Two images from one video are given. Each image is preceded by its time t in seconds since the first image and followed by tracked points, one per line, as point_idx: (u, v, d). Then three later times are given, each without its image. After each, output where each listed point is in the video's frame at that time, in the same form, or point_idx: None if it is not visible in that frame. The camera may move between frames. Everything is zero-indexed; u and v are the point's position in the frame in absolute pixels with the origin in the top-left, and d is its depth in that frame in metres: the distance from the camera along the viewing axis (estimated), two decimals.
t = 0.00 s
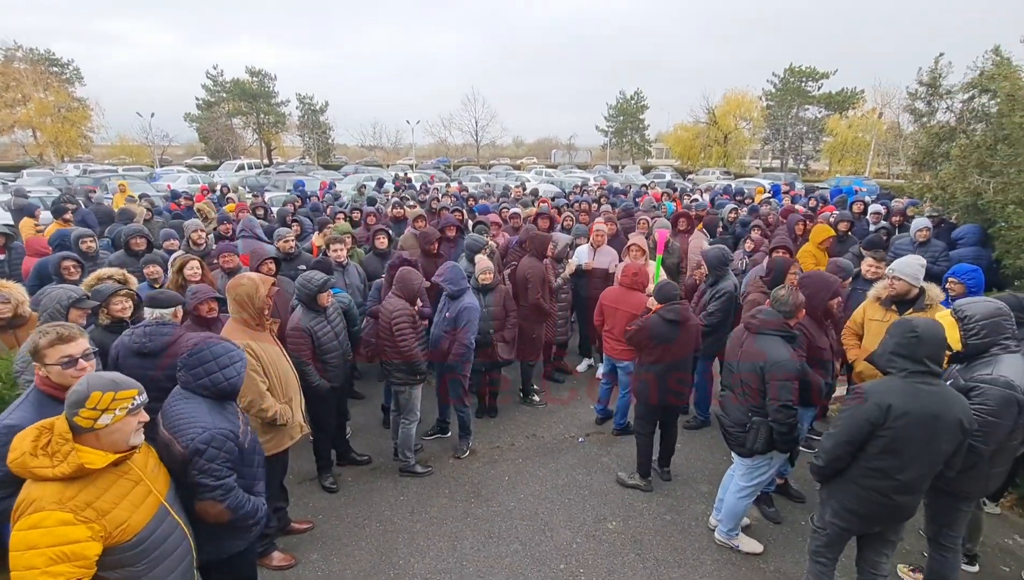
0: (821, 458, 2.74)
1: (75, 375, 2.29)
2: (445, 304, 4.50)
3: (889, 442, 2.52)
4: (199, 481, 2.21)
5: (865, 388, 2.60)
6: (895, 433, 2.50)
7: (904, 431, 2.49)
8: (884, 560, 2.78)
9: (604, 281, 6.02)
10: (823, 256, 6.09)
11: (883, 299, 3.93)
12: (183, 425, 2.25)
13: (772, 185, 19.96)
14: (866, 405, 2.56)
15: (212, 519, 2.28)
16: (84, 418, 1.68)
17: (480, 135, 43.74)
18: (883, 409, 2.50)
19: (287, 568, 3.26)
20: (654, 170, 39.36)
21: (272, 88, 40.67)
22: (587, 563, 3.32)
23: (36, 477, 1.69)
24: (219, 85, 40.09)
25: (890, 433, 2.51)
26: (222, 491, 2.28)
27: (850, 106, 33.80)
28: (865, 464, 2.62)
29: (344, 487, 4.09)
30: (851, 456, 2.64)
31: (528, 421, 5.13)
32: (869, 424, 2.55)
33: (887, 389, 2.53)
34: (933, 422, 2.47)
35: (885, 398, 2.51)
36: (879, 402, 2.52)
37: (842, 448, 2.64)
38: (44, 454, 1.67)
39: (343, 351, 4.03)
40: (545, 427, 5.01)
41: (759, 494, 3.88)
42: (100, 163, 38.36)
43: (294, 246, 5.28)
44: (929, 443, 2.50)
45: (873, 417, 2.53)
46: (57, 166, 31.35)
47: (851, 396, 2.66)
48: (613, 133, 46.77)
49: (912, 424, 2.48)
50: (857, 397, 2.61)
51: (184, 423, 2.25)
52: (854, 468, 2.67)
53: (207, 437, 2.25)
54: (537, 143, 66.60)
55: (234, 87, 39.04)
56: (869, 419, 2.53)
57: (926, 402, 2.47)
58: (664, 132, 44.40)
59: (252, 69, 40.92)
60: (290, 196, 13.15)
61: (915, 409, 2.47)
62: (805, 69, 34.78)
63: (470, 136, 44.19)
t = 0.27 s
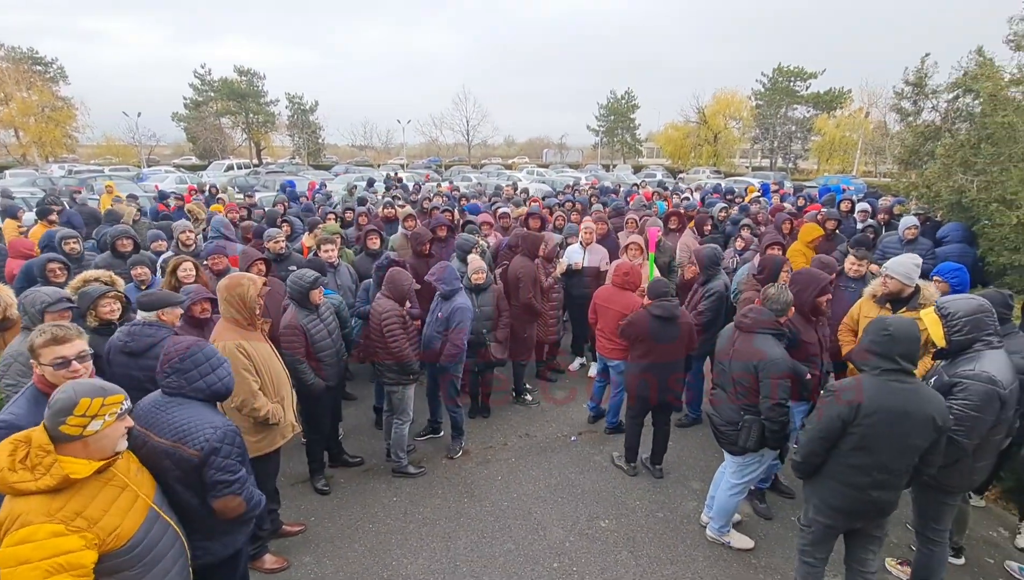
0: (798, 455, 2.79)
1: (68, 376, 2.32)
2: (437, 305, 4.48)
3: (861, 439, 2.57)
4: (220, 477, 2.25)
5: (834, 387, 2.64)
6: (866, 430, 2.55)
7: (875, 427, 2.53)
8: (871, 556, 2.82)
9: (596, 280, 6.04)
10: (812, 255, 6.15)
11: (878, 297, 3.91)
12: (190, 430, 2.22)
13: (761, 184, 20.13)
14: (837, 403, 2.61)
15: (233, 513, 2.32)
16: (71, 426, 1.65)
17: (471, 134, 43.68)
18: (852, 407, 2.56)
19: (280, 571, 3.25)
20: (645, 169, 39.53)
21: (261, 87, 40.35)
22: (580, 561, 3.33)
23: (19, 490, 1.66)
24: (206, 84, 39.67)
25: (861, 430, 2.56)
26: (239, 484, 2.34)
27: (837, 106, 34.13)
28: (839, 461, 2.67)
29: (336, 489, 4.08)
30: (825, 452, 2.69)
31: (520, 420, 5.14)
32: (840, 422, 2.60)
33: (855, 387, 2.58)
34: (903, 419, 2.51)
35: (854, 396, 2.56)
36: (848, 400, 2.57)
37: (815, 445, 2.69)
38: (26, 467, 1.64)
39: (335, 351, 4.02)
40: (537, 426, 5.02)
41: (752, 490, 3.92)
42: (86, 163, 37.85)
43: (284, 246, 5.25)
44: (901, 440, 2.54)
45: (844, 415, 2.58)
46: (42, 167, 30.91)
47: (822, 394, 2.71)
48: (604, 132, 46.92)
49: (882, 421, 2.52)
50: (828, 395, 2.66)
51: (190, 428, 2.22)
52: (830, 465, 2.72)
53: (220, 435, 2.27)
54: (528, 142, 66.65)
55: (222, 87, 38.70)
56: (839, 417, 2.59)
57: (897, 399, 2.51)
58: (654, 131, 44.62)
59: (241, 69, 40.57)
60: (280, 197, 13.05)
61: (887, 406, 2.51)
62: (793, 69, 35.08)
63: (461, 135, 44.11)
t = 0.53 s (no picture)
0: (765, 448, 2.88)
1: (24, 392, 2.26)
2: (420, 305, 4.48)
3: (822, 430, 2.65)
4: (221, 426, 2.58)
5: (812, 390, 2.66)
6: (826, 421, 2.63)
7: (834, 419, 2.61)
8: (844, 548, 2.88)
9: (580, 280, 6.07)
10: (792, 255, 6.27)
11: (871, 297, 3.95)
12: (163, 403, 2.41)
13: (743, 185, 20.43)
14: (796, 396, 2.71)
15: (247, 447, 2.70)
16: (50, 422, 1.67)
17: (455, 135, 43.59)
18: (810, 399, 2.65)
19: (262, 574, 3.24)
20: (630, 170, 39.86)
21: (242, 86, 39.78)
22: (563, 559, 3.36)
23: None
24: (186, 84, 39.08)
25: (820, 422, 2.64)
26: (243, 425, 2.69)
27: (816, 108, 34.76)
28: (804, 453, 2.75)
29: (318, 492, 4.04)
30: (791, 445, 2.77)
31: (505, 420, 5.15)
32: (800, 414, 2.69)
33: (830, 382, 2.62)
34: (859, 410, 2.59)
35: (811, 388, 2.66)
36: (807, 393, 2.66)
37: (780, 438, 2.78)
38: None
39: (320, 352, 4.00)
40: (520, 426, 5.03)
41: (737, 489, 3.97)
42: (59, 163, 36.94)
43: (265, 247, 5.20)
44: (861, 429, 2.61)
45: (803, 407, 2.67)
46: (14, 167, 30.11)
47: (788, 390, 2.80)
48: (588, 133, 47.16)
49: (839, 412, 2.60)
50: (790, 389, 2.76)
51: (166, 400, 2.42)
52: (796, 457, 2.79)
53: (208, 395, 2.53)
54: (513, 143, 66.72)
55: (202, 86, 38.10)
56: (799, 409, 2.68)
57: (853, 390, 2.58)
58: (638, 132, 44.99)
59: (220, 67, 39.96)
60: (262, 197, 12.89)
61: (845, 398, 2.58)
62: (773, 72, 35.62)
63: (446, 136, 43.98)
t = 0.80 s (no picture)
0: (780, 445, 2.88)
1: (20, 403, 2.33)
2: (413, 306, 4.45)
3: (839, 428, 2.65)
4: (228, 424, 2.59)
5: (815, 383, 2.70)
6: (844, 419, 2.62)
7: (851, 417, 2.61)
8: (849, 546, 2.88)
9: (579, 280, 6.07)
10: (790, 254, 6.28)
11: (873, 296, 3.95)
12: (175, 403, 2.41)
13: (741, 183, 20.45)
14: (815, 394, 2.69)
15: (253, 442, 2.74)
16: (62, 414, 1.82)
17: (453, 135, 43.57)
18: (829, 397, 2.63)
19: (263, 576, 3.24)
20: (628, 169, 39.86)
21: (240, 88, 39.75)
22: (564, 560, 3.36)
23: None
24: (184, 86, 39.07)
25: (838, 420, 2.63)
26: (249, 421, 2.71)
27: (814, 106, 34.78)
28: (819, 450, 2.74)
29: (319, 494, 4.05)
30: (806, 442, 2.77)
31: (504, 421, 5.15)
32: (818, 411, 2.68)
33: (831, 381, 2.63)
34: (877, 409, 2.58)
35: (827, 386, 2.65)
36: (826, 391, 2.64)
37: (796, 434, 2.77)
38: None
39: (320, 354, 3.99)
40: (522, 427, 5.04)
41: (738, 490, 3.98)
42: (57, 166, 36.89)
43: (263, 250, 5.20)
44: (878, 428, 2.60)
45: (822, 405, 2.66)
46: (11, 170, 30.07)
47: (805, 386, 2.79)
48: (587, 133, 47.18)
49: (858, 411, 2.59)
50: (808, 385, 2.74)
51: (177, 398, 2.42)
52: (810, 454, 2.79)
53: (218, 394, 2.54)
54: (511, 143, 66.74)
55: (200, 88, 38.07)
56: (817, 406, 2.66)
57: (873, 389, 2.57)
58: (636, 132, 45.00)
59: (218, 69, 39.91)
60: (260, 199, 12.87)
61: (864, 396, 2.57)
62: (771, 70, 35.62)
63: (444, 136, 43.96)
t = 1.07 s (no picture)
0: (784, 443, 2.86)
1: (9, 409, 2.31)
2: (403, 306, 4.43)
3: (845, 426, 2.62)
4: (201, 431, 2.58)
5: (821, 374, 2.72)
6: (850, 417, 2.60)
7: (857, 415, 2.58)
8: (849, 545, 2.86)
9: (576, 279, 6.05)
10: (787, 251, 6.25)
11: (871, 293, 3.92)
12: (148, 411, 2.40)
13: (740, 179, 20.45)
14: (822, 391, 2.66)
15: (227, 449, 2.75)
16: (64, 415, 1.97)
17: (451, 134, 43.51)
18: (838, 393, 2.60)
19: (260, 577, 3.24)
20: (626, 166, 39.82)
21: (236, 89, 39.66)
22: (562, 562, 3.34)
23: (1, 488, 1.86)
24: (180, 88, 39.00)
25: (846, 416, 2.60)
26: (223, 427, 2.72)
27: (811, 101, 34.76)
28: (825, 447, 2.72)
29: (316, 497, 4.03)
30: (811, 440, 2.75)
31: (503, 422, 5.13)
32: (826, 407, 2.65)
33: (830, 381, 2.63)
34: (886, 407, 2.55)
35: (833, 383, 2.63)
36: (836, 387, 2.61)
37: (803, 430, 2.75)
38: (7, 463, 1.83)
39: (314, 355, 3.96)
40: (520, 427, 5.02)
41: (738, 490, 3.95)
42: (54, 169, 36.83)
43: (258, 252, 5.19)
44: (885, 427, 2.57)
45: (831, 401, 2.63)
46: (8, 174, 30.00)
47: (812, 382, 2.77)
48: (584, 131, 47.14)
49: (866, 408, 2.56)
50: (817, 381, 2.72)
51: (147, 408, 2.40)
52: (815, 451, 2.77)
53: (189, 402, 2.53)
54: (509, 141, 66.74)
55: (196, 90, 37.98)
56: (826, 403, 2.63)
57: (881, 385, 2.54)
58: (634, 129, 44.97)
59: (214, 71, 39.78)
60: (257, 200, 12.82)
61: (871, 396, 2.54)
62: (768, 65, 35.59)
63: (442, 136, 43.90)
